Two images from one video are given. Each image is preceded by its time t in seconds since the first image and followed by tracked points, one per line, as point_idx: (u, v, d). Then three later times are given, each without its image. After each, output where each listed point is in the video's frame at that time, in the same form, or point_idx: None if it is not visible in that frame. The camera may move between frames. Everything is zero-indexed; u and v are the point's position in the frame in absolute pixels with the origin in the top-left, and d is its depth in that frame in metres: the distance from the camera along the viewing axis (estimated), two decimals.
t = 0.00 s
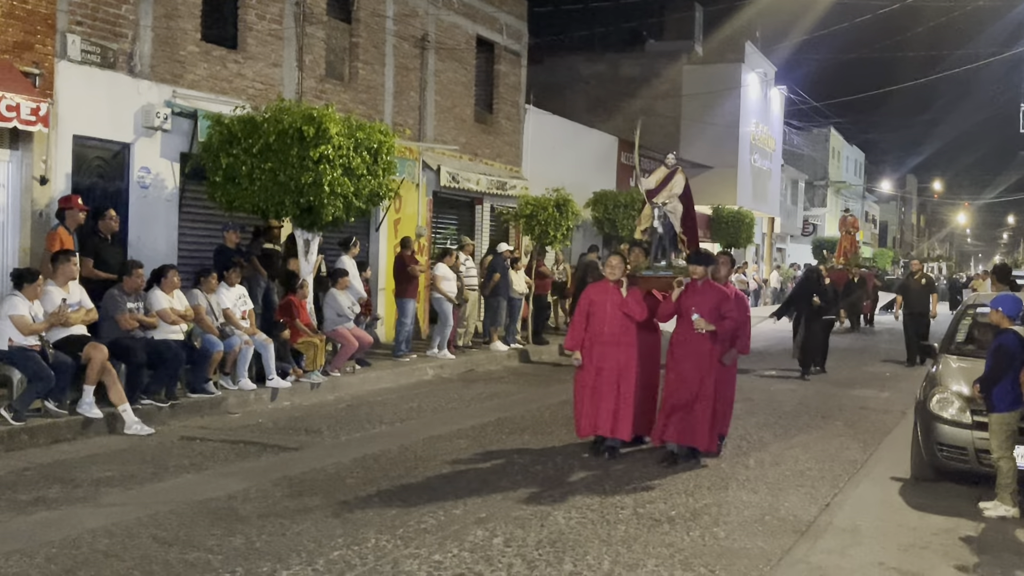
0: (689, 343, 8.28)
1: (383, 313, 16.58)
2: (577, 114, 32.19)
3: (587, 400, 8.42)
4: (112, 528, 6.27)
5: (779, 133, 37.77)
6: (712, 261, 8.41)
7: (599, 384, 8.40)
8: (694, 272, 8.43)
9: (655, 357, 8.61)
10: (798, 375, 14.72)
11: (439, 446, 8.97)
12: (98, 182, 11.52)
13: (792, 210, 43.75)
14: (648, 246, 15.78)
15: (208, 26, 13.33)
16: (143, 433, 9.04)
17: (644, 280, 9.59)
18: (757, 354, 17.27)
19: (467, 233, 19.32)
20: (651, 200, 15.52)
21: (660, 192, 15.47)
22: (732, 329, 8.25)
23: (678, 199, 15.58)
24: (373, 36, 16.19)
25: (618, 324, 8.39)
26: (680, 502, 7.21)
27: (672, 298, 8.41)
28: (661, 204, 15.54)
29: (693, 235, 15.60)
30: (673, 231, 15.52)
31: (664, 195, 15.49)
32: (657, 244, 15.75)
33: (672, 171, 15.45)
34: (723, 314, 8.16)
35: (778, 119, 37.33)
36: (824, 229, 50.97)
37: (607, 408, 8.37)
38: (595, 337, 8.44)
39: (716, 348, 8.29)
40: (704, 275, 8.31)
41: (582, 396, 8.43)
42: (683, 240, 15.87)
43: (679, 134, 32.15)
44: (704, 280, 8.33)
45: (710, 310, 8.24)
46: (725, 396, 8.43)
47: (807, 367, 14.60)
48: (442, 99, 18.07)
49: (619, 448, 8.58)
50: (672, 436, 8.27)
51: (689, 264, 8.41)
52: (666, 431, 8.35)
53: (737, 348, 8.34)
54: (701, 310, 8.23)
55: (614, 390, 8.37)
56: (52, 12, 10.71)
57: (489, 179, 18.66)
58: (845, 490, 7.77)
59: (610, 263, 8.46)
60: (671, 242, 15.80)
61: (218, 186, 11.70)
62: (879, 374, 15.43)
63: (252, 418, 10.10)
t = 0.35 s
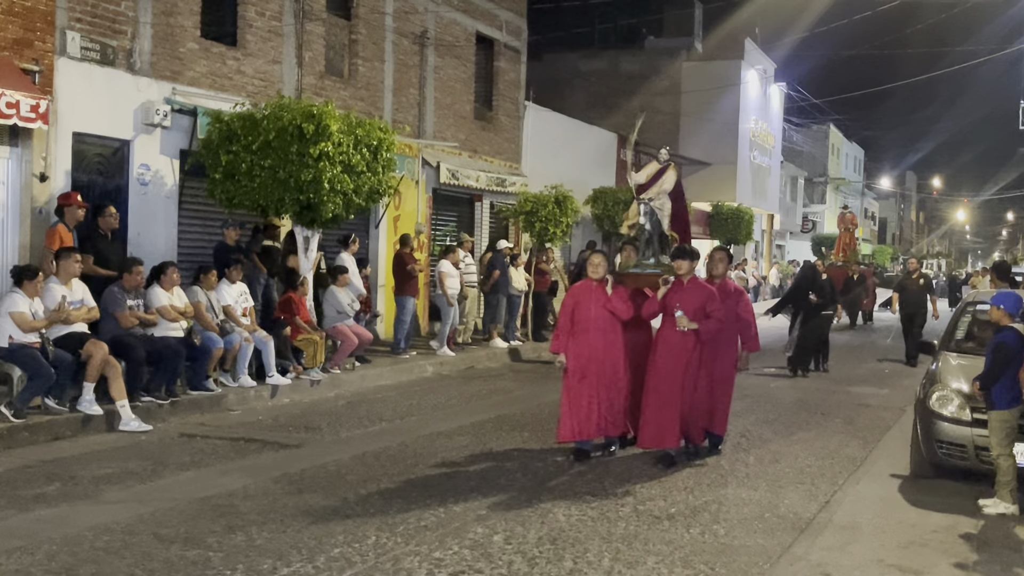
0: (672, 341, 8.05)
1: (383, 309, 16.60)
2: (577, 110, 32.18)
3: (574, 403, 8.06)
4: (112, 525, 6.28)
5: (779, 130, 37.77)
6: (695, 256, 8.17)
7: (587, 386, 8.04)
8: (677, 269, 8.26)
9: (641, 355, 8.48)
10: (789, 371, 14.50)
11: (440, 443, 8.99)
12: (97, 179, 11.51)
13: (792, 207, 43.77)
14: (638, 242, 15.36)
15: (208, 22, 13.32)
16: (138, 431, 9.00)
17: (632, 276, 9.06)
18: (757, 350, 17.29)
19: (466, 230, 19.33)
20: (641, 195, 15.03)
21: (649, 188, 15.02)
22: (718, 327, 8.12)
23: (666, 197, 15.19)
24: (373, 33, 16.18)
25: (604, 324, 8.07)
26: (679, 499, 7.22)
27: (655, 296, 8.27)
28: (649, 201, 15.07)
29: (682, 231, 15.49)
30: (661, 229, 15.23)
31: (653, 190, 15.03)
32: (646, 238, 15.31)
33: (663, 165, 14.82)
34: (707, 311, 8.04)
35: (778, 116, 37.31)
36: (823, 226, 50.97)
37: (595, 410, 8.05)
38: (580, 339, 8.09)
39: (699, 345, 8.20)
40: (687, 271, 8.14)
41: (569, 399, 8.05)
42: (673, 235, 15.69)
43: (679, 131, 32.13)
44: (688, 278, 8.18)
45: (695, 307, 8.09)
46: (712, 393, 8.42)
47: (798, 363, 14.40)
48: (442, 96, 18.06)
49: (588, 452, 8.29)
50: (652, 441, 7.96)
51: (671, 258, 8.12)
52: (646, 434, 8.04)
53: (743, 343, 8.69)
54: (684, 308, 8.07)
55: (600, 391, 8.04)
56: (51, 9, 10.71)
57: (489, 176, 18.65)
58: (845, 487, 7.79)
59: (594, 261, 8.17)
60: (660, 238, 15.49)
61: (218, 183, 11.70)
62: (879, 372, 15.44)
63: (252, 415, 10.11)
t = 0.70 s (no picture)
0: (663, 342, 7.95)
1: (382, 307, 16.62)
2: (576, 108, 32.19)
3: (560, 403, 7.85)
4: (113, 524, 6.28)
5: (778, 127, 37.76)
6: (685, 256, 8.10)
7: (573, 386, 7.83)
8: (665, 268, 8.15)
9: (631, 355, 8.26)
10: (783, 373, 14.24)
11: (440, 441, 8.99)
12: (97, 177, 11.50)
13: (791, 205, 43.82)
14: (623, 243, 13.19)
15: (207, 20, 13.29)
16: (138, 430, 8.99)
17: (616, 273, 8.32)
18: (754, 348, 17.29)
19: (466, 228, 19.34)
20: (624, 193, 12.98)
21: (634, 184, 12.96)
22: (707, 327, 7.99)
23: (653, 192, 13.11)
24: (372, 31, 16.17)
25: (589, 324, 7.86)
26: (680, 498, 7.23)
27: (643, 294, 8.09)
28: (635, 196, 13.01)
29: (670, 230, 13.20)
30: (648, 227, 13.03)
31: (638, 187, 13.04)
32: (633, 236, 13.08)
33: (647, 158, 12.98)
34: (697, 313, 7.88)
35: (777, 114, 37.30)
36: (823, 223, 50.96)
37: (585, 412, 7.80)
38: (565, 338, 7.88)
39: (691, 348, 8.00)
40: (676, 272, 8.05)
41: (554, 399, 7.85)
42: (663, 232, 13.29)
43: (678, 129, 32.11)
44: (676, 277, 8.04)
45: (683, 308, 7.95)
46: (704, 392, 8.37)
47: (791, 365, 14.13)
48: (441, 93, 18.05)
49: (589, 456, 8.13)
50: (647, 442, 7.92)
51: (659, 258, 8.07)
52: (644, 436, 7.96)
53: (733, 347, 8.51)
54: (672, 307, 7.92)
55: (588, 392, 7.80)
56: (51, 6, 10.69)
57: (489, 174, 18.64)
58: (845, 485, 7.79)
59: (580, 258, 7.98)
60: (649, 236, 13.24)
61: (217, 181, 11.69)
62: (878, 370, 15.42)
63: (252, 414, 10.11)
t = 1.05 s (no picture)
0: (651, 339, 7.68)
1: (382, 306, 16.61)
2: (576, 107, 32.19)
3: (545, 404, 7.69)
4: (114, 523, 6.28)
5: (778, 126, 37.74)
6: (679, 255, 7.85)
7: (558, 387, 7.66)
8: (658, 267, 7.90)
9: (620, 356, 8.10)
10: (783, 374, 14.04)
11: (441, 441, 9.00)
12: (97, 177, 11.50)
13: (790, 203, 43.85)
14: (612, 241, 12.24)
15: (207, 19, 13.28)
16: (136, 429, 8.98)
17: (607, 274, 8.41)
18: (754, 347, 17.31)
19: (466, 227, 19.34)
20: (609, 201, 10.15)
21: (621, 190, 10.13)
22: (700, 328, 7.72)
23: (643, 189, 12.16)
24: (372, 30, 16.16)
25: (577, 325, 7.65)
26: (680, 497, 7.23)
27: (634, 294, 7.88)
28: (625, 193, 12.07)
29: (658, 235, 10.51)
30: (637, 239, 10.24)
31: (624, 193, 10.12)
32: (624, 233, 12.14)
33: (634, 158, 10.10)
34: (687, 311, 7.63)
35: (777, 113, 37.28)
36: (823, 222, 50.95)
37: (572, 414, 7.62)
38: (551, 339, 7.71)
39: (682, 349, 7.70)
40: (669, 269, 7.80)
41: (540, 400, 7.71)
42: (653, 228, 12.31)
43: (678, 128, 32.10)
44: (668, 277, 7.81)
45: (675, 307, 7.72)
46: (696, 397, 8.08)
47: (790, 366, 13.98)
48: (441, 92, 18.04)
49: (573, 459, 7.90)
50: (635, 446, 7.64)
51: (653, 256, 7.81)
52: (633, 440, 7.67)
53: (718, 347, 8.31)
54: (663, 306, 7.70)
55: (574, 394, 7.61)
56: (51, 5, 10.68)
57: (489, 173, 18.62)
58: (845, 484, 7.80)
59: (567, 256, 7.82)
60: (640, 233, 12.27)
61: (217, 180, 11.68)
62: (878, 369, 15.43)
63: (253, 413, 10.11)
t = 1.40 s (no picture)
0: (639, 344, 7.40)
1: (382, 305, 16.60)
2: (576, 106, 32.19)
3: (526, 409, 7.31)
4: (114, 522, 6.28)
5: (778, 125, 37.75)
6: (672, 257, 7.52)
7: (542, 391, 7.33)
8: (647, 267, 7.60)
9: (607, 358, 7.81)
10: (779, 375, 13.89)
11: (441, 439, 9.00)
12: (97, 176, 11.50)
13: (790, 202, 43.85)
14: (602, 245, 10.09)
15: (207, 18, 13.28)
16: (136, 428, 8.98)
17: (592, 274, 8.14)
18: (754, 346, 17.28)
19: (466, 226, 19.35)
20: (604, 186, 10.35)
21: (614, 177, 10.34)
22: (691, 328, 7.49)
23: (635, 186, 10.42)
24: (372, 29, 16.15)
25: (563, 325, 7.35)
26: (681, 495, 7.23)
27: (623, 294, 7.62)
28: (616, 190, 10.26)
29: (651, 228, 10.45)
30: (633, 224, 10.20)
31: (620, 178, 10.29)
32: (613, 235, 10.09)
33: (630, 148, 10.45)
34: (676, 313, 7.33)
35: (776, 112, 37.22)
36: (823, 221, 50.96)
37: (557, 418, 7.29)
38: (537, 341, 7.37)
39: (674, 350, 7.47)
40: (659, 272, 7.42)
41: (518, 405, 7.31)
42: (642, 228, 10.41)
43: (678, 127, 32.09)
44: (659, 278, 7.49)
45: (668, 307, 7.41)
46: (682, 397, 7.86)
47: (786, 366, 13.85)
48: (441, 91, 18.03)
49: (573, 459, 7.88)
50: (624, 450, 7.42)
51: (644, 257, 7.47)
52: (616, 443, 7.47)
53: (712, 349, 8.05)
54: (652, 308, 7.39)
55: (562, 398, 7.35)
56: (51, 4, 10.67)
57: (489, 172, 18.60)
58: (846, 483, 7.80)
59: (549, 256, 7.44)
60: (630, 233, 10.25)
61: (218, 180, 11.67)
62: (879, 368, 15.43)
63: (254, 412, 10.10)
